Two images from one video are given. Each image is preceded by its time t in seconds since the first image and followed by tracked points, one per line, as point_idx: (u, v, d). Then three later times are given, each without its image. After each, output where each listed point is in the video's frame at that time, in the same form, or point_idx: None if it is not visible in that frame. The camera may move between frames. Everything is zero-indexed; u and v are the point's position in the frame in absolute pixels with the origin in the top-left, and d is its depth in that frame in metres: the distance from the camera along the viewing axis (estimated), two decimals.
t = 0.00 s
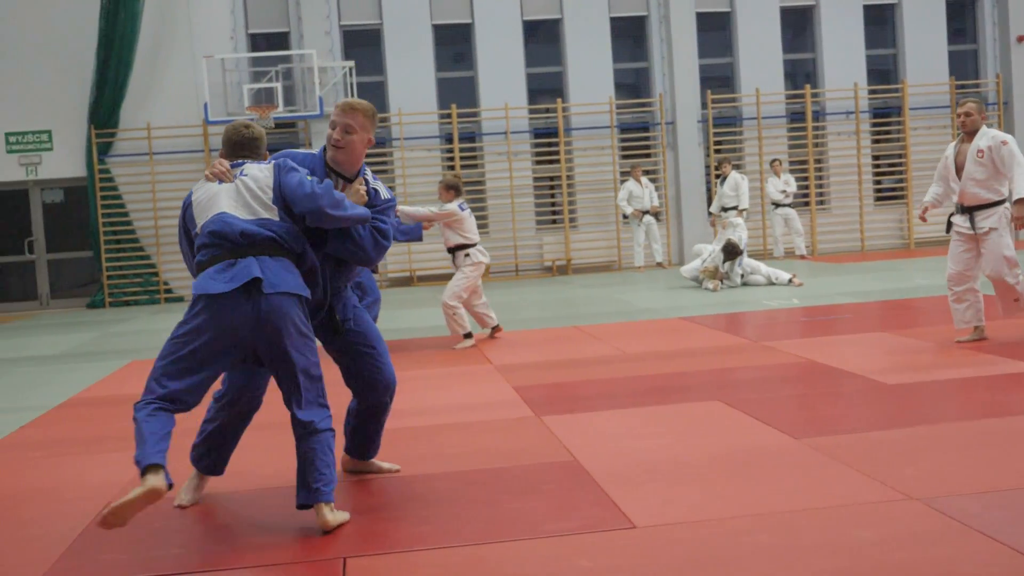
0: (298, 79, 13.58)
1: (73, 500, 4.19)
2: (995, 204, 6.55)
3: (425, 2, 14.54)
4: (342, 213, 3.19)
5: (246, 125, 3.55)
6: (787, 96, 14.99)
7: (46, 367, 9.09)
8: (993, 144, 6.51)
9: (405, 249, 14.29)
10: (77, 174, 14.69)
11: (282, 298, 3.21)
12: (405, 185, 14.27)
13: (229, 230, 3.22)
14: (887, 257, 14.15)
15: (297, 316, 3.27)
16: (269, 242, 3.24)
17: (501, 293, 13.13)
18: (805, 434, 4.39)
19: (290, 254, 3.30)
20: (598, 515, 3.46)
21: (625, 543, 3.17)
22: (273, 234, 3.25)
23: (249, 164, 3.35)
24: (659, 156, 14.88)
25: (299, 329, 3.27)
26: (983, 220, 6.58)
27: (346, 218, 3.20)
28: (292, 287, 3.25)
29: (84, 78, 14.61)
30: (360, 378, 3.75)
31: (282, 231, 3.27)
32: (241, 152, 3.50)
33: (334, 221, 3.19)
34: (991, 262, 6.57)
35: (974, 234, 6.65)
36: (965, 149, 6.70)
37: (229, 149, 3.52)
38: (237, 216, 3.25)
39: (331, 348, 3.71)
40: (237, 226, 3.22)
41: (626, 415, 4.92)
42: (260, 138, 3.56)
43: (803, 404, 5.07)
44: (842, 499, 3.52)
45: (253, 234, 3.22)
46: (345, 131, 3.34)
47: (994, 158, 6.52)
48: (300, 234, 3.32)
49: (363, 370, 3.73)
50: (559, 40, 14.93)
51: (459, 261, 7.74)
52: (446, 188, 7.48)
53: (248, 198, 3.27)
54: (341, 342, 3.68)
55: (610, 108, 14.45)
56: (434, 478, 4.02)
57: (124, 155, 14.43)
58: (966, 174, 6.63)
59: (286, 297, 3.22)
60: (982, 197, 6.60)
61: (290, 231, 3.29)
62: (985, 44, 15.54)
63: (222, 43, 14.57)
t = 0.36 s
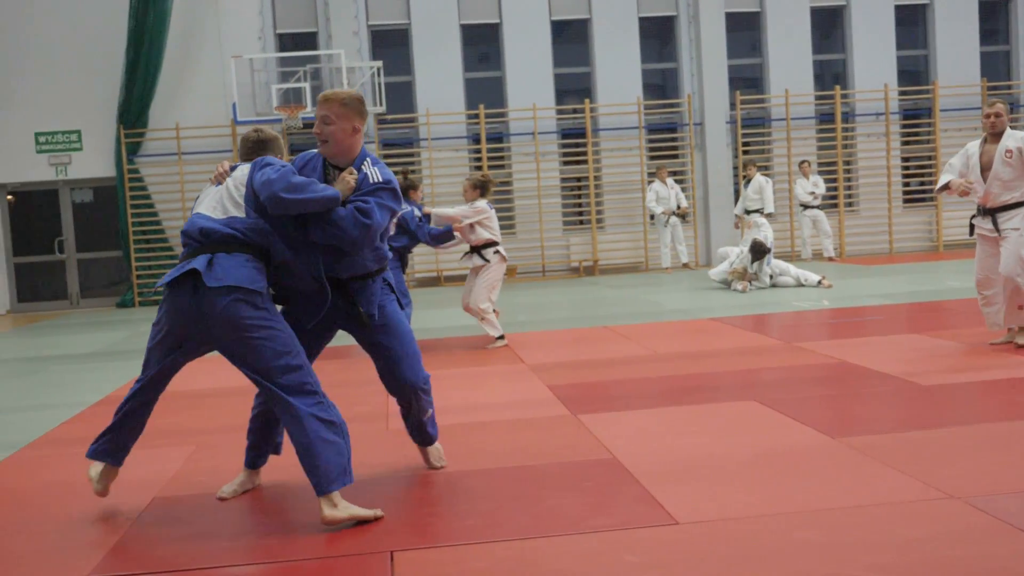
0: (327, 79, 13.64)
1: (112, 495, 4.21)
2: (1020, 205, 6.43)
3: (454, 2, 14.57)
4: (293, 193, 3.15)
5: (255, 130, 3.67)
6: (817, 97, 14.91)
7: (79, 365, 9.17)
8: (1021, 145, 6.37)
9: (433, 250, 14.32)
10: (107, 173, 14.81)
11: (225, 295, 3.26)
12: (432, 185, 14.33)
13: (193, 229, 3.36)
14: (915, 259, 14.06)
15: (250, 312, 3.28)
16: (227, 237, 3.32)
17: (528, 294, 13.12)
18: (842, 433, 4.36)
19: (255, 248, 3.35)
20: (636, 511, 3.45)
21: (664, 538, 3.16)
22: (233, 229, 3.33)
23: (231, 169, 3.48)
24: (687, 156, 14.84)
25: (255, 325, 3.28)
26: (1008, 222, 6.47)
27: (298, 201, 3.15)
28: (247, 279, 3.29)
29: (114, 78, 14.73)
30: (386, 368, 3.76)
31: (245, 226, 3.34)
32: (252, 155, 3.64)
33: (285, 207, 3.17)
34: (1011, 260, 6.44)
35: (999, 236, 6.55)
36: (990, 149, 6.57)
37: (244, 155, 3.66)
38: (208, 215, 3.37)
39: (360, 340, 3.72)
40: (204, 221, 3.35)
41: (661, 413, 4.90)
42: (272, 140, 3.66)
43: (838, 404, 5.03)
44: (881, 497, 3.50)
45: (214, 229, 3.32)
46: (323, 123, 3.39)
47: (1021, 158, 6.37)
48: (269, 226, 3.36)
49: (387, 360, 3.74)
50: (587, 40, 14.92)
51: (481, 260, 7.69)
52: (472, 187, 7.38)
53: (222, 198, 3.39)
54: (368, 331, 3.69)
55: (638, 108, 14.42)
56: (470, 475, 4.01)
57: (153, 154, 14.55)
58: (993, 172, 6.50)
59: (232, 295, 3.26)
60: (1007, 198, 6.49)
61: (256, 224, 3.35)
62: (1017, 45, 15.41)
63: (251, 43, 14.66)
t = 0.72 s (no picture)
0: (347, 76, 13.68)
1: (149, 490, 4.25)
2: None
3: None
4: (247, 202, 3.29)
5: (252, 138, 3.67)
6: (838, 95, 14.84)
7: (105, 361, 9.24)
8: None
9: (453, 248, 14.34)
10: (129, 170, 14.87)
11: (174, 321, 3.47)
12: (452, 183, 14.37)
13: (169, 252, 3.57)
14: (937, 258, 13.99)
15: (198, 336, 3.45)
16: (187, 261, 3.49)
17: (548, 292, 13.13)
18: (874, 429, 4.35)
19: (213, 270, 3.47)
20: (674, 504, 3.46)
21: (703, 532, 3.17)
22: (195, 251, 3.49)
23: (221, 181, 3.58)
24: (707, 155, 14.82)
25: (204, 348, 3.45)
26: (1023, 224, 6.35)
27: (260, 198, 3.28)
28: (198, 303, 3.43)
29: (135, 76, 14.81)
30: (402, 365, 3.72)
31: (205, 247, 3.48)
32: (249, 160, 3.63)
33: (250, 208, 3.30)
34: (1023, 266, 6.29)
35: (1013, 238, 6.43)
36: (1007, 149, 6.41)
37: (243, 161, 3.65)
38: (185, 233, 3.56)
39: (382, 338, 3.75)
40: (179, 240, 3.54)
41: (692, 409, 4.91)
42: (267, 145, 3.63)
43: (868, 401, 5.02)
44: (914, 492, 3.50)
45: (182, 251, 3.50)
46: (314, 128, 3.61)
47: None
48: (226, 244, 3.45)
49: (401, 354, 3.72)
50: (607, 38, 14.92)
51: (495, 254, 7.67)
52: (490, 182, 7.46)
53: (199, 217, 3.55)
54: (387, 327, 3.73)
55: (658, 106, 14.40)
56: (504, 470, 4.03)
57: (174, 152, 14.63)
58: (1014, 173, 6.31)
59: (182, 322, 3.45)
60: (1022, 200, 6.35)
61: (213, 244, 3.47)
62: None
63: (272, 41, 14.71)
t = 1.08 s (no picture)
0: (367, 71, 13.73)
1: (182, 481, 4.29)
2: None
3: None
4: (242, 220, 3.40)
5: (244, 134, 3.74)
6: (857, 92, 14.80)
7: (129, 354, 9.31)
8: None
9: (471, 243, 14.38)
10: (148, 164, 14.95)
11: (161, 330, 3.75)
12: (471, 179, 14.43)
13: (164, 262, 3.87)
14: (957, 255, 13.96)
15: (178, 344, 3.74)
16: (167, 275, 3.78)
17: (565, 287, 13.16)
18: (907, 426, 4.34)
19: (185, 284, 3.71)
20: (710, 499, 3.47)
21: (739, 526, 3.18)
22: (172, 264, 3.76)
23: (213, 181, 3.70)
24: (726, 151, 14.81)
25: (186, 353, 3.73)
26: None
27: (279, 225, 3.37)
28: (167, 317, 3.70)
29: (155, 71, 14.88)
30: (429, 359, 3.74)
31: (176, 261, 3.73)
32: (236, 156, 3.72)
33: (245, 226, 3.40)
34: None
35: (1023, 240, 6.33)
36: None
37: (232, 154, 3.75)
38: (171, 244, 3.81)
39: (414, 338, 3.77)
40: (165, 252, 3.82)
41: (722, 404, 4.91)
42: (251, 143, 3.69)
43: (896, 397, 5.03)
44: (951, 489, 3.49)
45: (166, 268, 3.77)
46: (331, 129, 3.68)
47: None
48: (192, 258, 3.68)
49: (428, 349, 3.73)
50: (626, 34, 14.92)
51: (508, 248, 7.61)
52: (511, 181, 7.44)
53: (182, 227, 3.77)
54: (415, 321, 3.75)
55: (677, 102, 14.40)
56: (536, 465, 4.05)
57: (193, 147, 14.72)
58: None
59: (161, 334, 3.75)
60: None
61: (183, 259, 3.71)
62: None
63: (291, 36, 14.75)
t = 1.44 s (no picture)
0: (381, 66, 13.74)
1: (211, 471, 4.31)
2: None
3: None
4: (266, 229, 3.47)
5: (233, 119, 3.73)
6: (871, 90, 14.79)
7: (146, 348, 9.34)
8: None
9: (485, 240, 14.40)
10: (162, 159, 14.99)
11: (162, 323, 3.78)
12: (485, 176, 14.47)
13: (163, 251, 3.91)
14: (971, 254, 13.94)
15: (174, 335, 3.77)
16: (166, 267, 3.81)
17: (579, 284, 13.20)
18: (934, 423, 4.35)
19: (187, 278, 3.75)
20: (742, 494, 3.47)
21: (775, 521, 3.18)
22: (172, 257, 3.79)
23: (208, 175, 3.70)
24: (740, 149, 14.80)
25: (180, 346, 3.77)
26: None
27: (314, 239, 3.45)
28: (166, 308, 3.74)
29: (169, 66, 14.91)
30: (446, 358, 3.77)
31: (177, 254, 3.76)
32: (227, 143, 3.73)
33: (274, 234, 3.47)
34: None
35: None
36: None
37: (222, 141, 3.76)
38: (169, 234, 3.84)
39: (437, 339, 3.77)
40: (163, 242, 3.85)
41: (748, 401, 4.92)
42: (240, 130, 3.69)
43: (921, 394, 5.03)
44: (985, 484, 3.49)
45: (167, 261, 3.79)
46: (351, 138, 3.70)
47: None
48: (197, 252, 3.74)
49: (453, 350, 3.73)
50: (640, 31, 14.94)
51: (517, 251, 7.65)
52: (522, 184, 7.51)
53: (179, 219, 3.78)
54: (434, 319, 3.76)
55: (691, 99, 14.41)
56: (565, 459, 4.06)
57: (208, 142, 14.77)
58: None
59: (160, 324, 3.79)
60: None
61: (185, 253, 3.75)
62: None
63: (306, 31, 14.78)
